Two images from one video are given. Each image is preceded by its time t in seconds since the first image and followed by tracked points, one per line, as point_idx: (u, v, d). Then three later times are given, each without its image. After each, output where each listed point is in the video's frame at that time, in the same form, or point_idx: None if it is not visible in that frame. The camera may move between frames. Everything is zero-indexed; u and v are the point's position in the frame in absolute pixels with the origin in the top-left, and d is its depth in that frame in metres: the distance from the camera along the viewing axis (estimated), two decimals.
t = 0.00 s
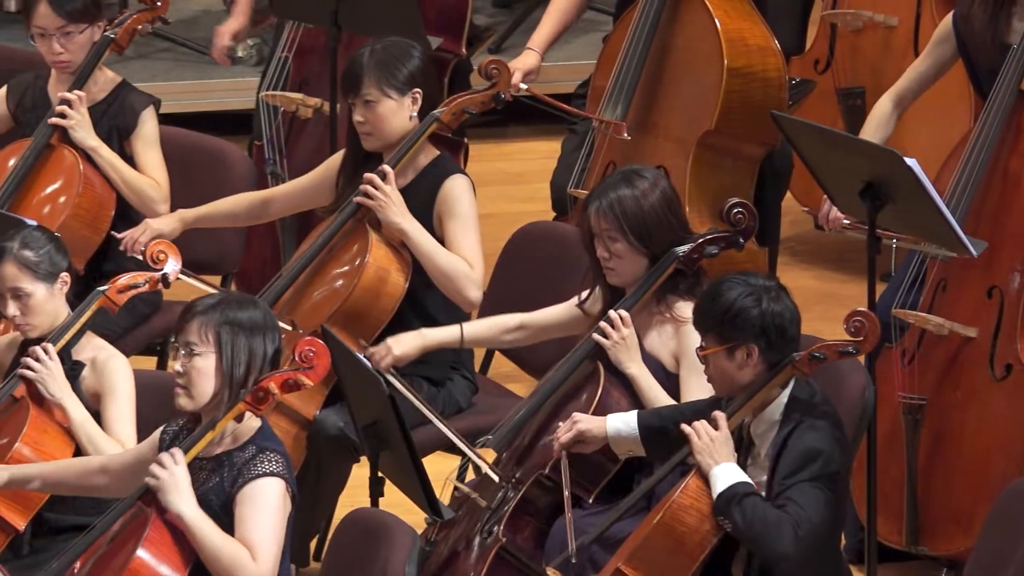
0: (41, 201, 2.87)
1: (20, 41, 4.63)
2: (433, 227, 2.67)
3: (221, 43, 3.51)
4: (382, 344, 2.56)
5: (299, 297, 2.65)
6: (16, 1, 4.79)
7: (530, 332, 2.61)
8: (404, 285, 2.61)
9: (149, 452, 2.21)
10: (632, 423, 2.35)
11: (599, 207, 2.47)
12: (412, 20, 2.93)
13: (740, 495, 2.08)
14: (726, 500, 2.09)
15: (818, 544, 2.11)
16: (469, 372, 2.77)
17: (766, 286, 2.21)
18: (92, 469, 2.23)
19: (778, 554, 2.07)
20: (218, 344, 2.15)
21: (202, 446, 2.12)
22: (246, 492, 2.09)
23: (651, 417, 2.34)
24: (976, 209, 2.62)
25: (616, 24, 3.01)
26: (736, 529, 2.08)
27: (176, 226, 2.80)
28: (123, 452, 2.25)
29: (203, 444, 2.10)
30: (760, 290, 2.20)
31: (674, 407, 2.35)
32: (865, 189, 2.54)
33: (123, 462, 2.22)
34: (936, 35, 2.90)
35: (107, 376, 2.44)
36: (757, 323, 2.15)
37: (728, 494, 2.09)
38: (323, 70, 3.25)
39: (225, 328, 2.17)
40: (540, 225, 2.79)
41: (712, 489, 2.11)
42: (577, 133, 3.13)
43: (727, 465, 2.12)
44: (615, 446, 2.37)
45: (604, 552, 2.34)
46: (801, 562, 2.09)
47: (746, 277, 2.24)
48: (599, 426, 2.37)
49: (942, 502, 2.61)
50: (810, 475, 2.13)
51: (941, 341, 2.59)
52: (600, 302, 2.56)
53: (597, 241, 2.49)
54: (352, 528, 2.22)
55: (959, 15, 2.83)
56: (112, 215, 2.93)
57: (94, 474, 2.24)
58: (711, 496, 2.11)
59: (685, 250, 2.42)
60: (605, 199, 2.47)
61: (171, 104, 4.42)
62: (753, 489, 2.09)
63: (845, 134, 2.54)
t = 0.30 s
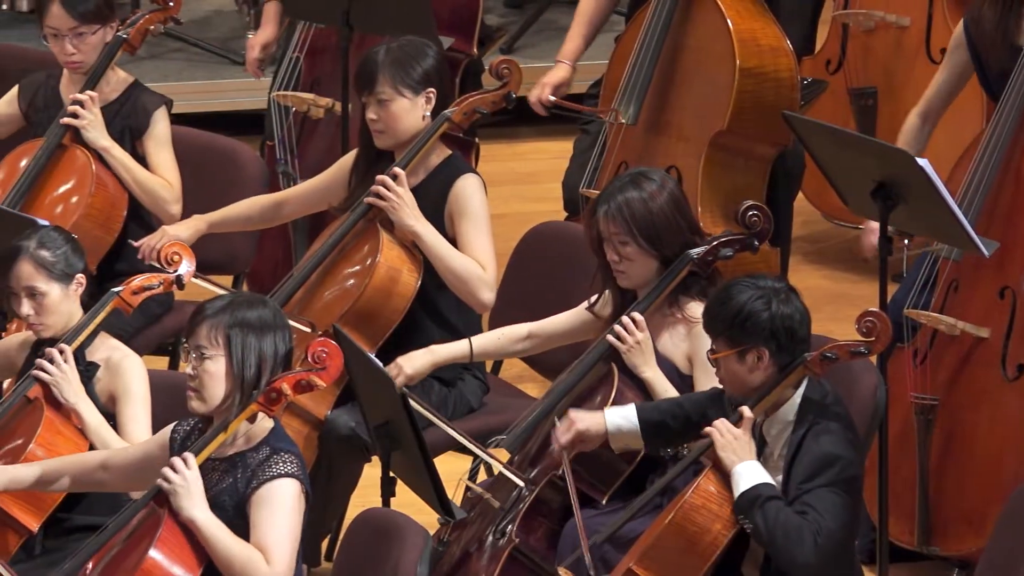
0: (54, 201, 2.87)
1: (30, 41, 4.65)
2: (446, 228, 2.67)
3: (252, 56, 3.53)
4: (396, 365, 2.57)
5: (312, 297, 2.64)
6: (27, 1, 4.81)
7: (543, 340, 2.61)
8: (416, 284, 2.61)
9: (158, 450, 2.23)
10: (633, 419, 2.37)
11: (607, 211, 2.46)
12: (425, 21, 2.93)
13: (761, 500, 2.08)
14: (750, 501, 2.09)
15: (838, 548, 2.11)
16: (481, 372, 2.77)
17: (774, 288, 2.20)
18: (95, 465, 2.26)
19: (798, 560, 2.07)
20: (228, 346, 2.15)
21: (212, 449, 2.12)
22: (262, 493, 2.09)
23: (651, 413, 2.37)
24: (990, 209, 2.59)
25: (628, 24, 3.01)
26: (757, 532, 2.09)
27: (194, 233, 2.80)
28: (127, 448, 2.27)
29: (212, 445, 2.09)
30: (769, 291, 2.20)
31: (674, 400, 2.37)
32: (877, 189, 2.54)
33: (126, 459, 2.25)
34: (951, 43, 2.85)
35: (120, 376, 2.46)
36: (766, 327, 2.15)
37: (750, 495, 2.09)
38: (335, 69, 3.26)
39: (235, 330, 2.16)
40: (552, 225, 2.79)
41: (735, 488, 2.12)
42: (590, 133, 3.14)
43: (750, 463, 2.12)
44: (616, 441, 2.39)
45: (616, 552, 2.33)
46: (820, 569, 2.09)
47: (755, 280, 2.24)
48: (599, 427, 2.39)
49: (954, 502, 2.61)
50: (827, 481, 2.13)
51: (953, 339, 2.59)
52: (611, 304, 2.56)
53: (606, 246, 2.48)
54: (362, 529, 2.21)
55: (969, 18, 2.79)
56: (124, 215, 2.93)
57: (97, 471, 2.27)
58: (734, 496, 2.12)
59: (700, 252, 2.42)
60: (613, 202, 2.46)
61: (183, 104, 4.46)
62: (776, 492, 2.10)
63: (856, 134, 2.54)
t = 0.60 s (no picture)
0: (67, 201, 2.87)
1: (45, 41, 4.67)
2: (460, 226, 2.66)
3: (266, 56, 3.54)
4: (407, 355, 2.56)
5: (325, 295, 2.65)
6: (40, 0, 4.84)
7: (551, 331, 2.61)
8: (428, 284, 2.60)
9: (161, 442, 2.25)
10: (627, 393, 2.33)
11: (626, 207, 2.46)
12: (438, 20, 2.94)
13: (783, 498, 2.08)
14: (771, 497, 2.09)
15: (858, 545, 2.12)
16: (493, 372, 2.77)
17: (784, 290, 2.19)
18: (90, 458, 2.28)
19: (819, 559, 2.07)
20: (236, 348, 2.14)
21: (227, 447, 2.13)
22: (283, 492, 2.10)
23: (646, 389, 2.34)
24: (1002, 209, 2.60)
25: (640, 24, 3.01)
26: (778, 528, 2.09)
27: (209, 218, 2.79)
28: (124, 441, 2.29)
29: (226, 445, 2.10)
30: (778, 294, 2.19)
31: (669, 379, 2.35)
32: (889, 189, 2.54)
33: (124, 451, 2.27)
34: (966, 49, 2.86)
35: (136, 377, 2.47)
36: (775, 332, 2.14)
37: (773, 491, 2.09)
38: (347, 70, 3.27)
39: (244, 330, 2.15)
40: (565, 225, 2.80)
41: (758, 483, 2.11)
42: (602, 133, 3.15)
43: (773, 458, 2.12)
44: (607, 414, 2.35)
45: (628, 552, 2.34)
46: (841, 568, 2.09)
47: (766, 283, 2.23)
48: (592, 399, 2.35)
49: (967, 502, 2.61)
50: (848, 480, 2.14)
51: (966, 340, 2.60)
52: (623, 303, 2.56)
53: (623, 241, 2.48)
54: (375, 527, 2.20)
55: (980, 20, 2.78)
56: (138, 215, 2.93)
57: (93, 464, 2.28)
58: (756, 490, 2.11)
59: (712, 251, 2.43)
60: (631, 198, 2.46)
61: (196, 103, 4.50)
62: (799, 488, 2.10)
63: (869, 134, 2.54)
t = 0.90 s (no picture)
0: (79, 201, 2.88)
1: (56, 40, 4.68)
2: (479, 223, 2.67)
3: (281, 52, 3.55)
4: (419, 357, 2.54)
5: (337, 294, 2.65)
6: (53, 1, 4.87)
7: (559, 328, 2.60)
8: (441, 285, 2.60)
9: (169, 440, 2.25)
10: (636, 395, 2.33)
11: (643, 202, 2.47)
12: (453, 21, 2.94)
13: (799, 493, 2.07)
14: (786, 492, 2.08)
15: (872, 543, 2.11)
16: (505, 372, 2.77)
17: (795, 292, 2.19)
18: (98, 462, 2.27)
19: (832, 555, 2.07)
20: (249, 350, 2.13)
21: (238, 448, 2.13)
22: (297, 490, 2.09)
23: (654, 390, 2.33)
24: (1015, 209, 2.62)
25: (652, 24, 3.01)
26: (792, 522, 2.08)
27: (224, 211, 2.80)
28: (129, 441, 2.28)
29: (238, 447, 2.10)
30: (790, 296, 2.19)
31: (676, 378, 2.34)
32: (900, 188, 2.54)
33: (131, 450, 2.26)
34: (977, 47, 2.86)
35: (150, 376, 2.48)
36: (786, 335, 2.14)
37: (787, 485, 2.08)
38: (360, 70, 3.31)
39: (256, 331, 2.14)
40: (577, 225, 2.80)
41: (772, 476, 2.11)
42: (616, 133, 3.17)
43: (786, 453, 2.11)
44: (618, 417, 2.35)
45: (641, 553, 2.34)
46: (854, 565, 2.09)
47: (777, 284, 2.23)
48: (602, 405, 2.34)
49: (979, 502, 2.61)
50: (863, 478, 2.14)
51: (978, 339, 2.60)
52: (635, 301, 2.56)
53: (638, 236, 2.49)
54: (387, 527, 2.18)
55: (993, 19, 2.77)
56: (150, 216, 2.94)
57: (101, 467, 2.28)
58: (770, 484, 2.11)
59: (722, 251, 2.42)
60: (651, 193, 2.48)
61: (210, 103, 4.55)
62: (814, 483, 2.09)
63: (881, 134, 2.54)
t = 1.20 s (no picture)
0: (94, 199, 2.89)
1: (70, 40, 4.69)
2: (494, 225, 2.68)
3: (295, 49, 3.54)
4: (457, 382, 2.47)
5: (350, 298, 2.65)
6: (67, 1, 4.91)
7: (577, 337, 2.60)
8: (455, 286, 2.61)
9: (182, 441, 2.25)
10: (652, 411, 2.34)
11: (658, 201, 2.47)
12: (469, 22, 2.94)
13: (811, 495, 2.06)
14: (800, 494, 2.06)
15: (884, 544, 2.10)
16: (518, 373, 2.77)
17: (806, 294, 2.17)
18: (112, 471, 2.26)
19: (846, 556, 2.05)
20: (260, 352, 2.12)
21: (251, 450, 2.10)
22: (311, 496, 2.09)
23: (669, 405, 2.34)
24: None
25: (666, 24, 3.01)
26: (806, 525, 2.06)
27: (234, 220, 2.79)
28: (142, 446, 2.29)
29: (251, 448, 2.07)
30: (801, 297, 2.17)
31: (688, 390, 2.35)
32: (914, 189, 2.53)
33: (143, 454, 2.26)
34: (992, 45, 2.84)
35: (163, 377, 2.48)
36: (797, 337, 2.12)
37: (801, 488, 2.07)
38: (373, 69, 3.34)
39: (267, 333, 2.13)
40: (591, 225, 2.80)
41: (786, 479, 2.09)
42: (628, 134, 3.19)
43: (799, 454, 2.09)
44: (636, 436, 2.35)
45: (654, 553, 2.32)
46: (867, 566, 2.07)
47: (785, 286, 2.21)
48: (619, 426, 2.33)
49: (993, 503, 2.61)
50: (877, 479, 2.12)
51: (992, 339, 2.60)
52: (649, 300, 2.56)
53: (652, 235, 2.49)
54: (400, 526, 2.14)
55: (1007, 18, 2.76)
56: (163, 216, 2.94)
57: (115, 475, 2.27)
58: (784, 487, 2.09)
59: (735, 250, 2.41)
60: (665, 193, 2.47)
61: (224, 104, 4.57)
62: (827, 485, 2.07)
63: (895, 134, 2.54)
